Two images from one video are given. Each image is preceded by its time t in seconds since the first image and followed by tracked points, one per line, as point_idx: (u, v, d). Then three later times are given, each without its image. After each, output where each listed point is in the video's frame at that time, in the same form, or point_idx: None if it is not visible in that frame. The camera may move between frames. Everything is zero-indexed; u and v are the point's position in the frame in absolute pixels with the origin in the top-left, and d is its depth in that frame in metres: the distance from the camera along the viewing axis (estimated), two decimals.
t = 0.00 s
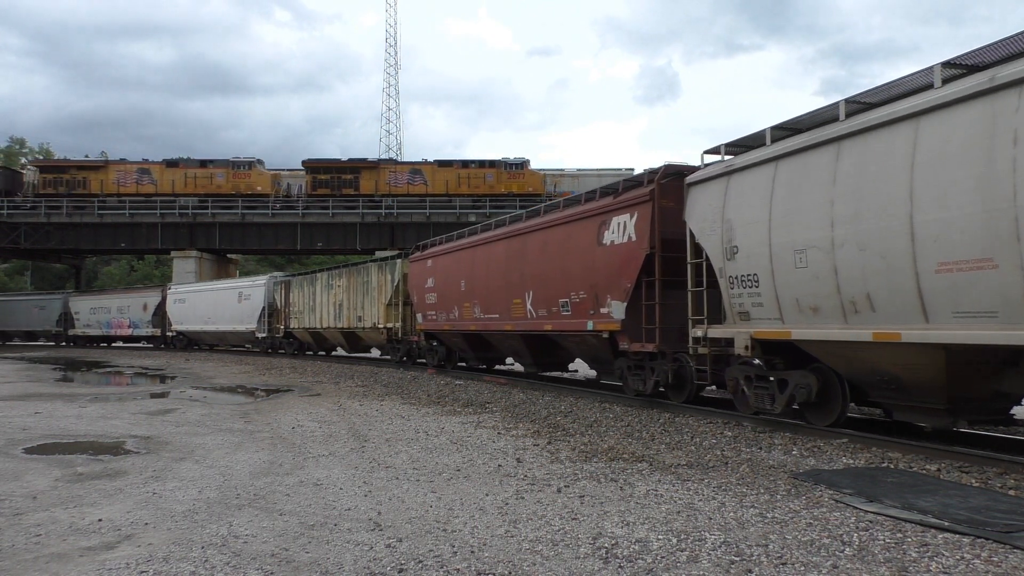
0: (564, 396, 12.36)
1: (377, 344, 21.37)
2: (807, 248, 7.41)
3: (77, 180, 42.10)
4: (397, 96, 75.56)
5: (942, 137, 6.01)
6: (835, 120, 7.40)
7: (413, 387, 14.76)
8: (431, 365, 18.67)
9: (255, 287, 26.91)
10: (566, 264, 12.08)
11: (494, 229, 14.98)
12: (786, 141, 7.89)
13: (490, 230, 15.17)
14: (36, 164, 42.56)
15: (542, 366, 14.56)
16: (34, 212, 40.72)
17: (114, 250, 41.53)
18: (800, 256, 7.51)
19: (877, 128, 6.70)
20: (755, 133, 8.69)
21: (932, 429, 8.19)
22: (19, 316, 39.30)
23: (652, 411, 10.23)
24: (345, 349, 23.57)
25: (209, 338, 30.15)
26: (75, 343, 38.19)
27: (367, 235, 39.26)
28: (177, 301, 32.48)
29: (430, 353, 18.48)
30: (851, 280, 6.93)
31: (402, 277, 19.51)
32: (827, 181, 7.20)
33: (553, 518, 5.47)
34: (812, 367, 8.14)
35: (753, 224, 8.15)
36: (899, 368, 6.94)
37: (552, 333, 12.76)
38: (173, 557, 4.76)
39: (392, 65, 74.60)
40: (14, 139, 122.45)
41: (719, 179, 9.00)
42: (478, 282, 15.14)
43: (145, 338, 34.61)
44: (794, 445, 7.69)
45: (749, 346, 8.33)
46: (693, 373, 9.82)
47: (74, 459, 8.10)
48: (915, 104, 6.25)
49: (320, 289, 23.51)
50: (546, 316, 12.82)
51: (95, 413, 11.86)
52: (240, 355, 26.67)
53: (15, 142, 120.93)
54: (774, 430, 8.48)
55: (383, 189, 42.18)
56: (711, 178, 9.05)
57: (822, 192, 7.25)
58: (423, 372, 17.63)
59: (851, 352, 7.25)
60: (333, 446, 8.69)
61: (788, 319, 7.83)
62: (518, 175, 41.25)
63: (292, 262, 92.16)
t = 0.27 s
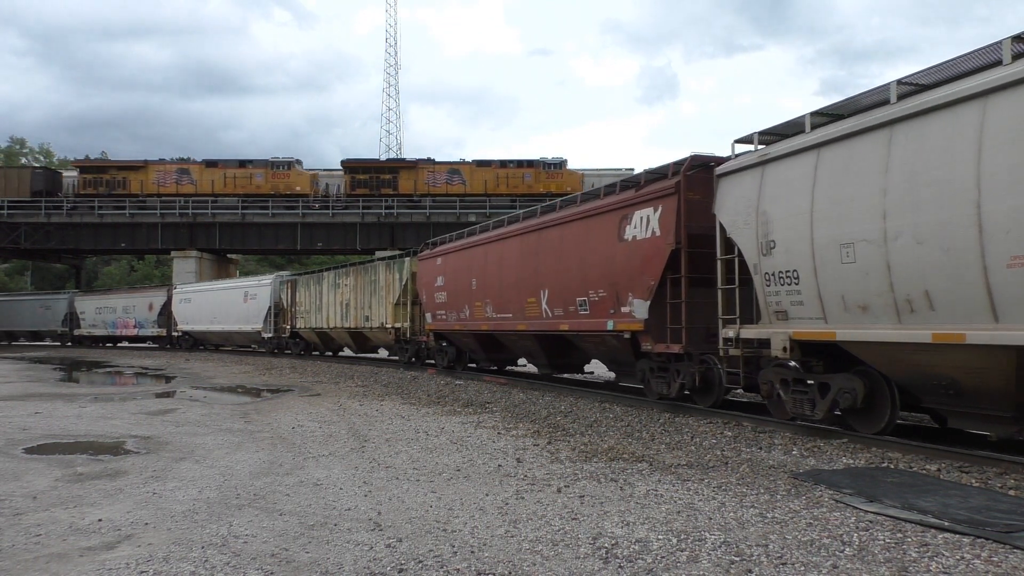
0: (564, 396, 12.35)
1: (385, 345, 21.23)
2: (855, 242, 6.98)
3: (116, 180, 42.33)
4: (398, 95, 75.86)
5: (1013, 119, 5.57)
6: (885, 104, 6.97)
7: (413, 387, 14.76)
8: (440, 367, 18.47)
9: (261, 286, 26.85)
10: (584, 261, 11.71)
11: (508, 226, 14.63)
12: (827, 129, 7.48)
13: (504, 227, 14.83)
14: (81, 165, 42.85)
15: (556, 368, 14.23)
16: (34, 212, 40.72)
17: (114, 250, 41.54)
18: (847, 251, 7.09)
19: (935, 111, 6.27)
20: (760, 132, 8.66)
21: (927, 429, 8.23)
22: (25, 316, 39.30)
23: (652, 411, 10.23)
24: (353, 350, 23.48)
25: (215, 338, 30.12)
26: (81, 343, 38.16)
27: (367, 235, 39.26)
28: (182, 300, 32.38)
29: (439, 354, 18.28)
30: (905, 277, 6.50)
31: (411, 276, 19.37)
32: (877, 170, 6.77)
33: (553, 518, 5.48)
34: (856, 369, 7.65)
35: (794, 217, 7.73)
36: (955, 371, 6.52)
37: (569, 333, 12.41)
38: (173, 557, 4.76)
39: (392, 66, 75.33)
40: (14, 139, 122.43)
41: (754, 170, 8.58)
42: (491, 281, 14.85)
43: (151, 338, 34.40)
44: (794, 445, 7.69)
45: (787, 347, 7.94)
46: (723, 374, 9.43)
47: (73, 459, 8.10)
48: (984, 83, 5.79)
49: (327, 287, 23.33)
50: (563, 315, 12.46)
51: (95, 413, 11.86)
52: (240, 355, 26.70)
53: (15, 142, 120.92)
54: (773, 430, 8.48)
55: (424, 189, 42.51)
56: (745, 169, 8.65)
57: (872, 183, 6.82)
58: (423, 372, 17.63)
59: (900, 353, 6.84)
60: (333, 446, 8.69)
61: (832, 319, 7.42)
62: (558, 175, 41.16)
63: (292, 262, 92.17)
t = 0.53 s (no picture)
0: (564, 396, 12.35)
1: (394, 345, 20.89)
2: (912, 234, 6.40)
3: (156, 180, 42.47)
4: (397, 95, 76.08)
5: None
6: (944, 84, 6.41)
7: (413, 387, 14.76)
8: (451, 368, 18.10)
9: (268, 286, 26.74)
10: (605, 258, 11.32)
11: (523, 223, 14.26)
12: (876, 112, 6.95)
13: (519, 223, 14.47)
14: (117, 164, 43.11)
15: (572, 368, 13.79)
16: (34, 212, 40.72)
17: (115, 250, 41.53)
18: (902, 244, 6.51)
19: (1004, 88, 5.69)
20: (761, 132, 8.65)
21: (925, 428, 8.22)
22: (31, 317, 39.27)
23: (652, 412, 10.24)
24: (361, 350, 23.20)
25: (221, 338, 30.03)
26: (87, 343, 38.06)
27: (367, 235, 39.25)
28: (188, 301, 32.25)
29: (449, 354, 17.94)
30: (971, 271, 5.91)
31: (419, 275, 19.02)
32: (937, 155, 6.20)
33: (554, 518, 5.47)
34: (907, 372, 7.10)
35: (840, 209, 7.18)
36: None
37: (587, 333, 12.05)
38: (173, 557, 4.76)
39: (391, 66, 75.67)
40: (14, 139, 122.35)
41: (794, 159, 8.03)
42: (505, 280, 14.51)
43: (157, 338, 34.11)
44: (794, 445, 7.69)
45: (830, 349, 7.38)
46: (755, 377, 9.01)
47: (73, 459, 8.10)
48: None
49: (334, 287, 23.05)
50: (581, 314, 12.09)
51: (95, 413, 11.85)
52: (240, 355, 26.73)
53: (14, 142, 120.96)
54: (773, 430, 8.49)
55: (460, 189, 42.16)
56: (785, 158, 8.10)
57: (929, 169, 6.25)
58: (423, 372, 17.65)
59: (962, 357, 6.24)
60: (333, 446, 8.69)
61: (884, 319, 6.84)
62: (598, 175, 40.95)
63: (291, 262, 92.17)
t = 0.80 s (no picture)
0: (564, 396, 12.35)
1: (403, 346, 20.46)
2: (979, 226, 5.86)
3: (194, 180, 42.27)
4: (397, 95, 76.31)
5: None
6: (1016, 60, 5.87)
7: (413, 387, 14.76)
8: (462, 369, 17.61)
9: (275, 285, 26.54)
10: (625, 254, 10.74)
11: (536, 218, 13.73)
12: (936, 92, 6.38)
13: (532, 219, 13.95)
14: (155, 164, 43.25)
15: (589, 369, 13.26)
16: (35, 212, 40.72)
17: (115, 250, 41.53)
18: (968, 236, 5.96)
19: None
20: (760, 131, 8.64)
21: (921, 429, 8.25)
22: (38, 317, 39.20)
23: (652, 412, 10.25)
24: (369, 351, 22.84)
25: (227, 338, 29.91)
26: (93, 343, 37.99)
27: (367, 235, 39.26)
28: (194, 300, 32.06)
29: (460, 355, 17.48)
30: None
31: (429, 273, 18.56)
32: (1008, 138, 5.66)
33: (554, 518, 5.48)
34: (967, 377, 6.55)
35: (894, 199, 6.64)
36: None
37: (607, 333, 11.47)
38: (173, 557, 4.76)
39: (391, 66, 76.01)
40: (14, 139, 122.27)
41: (840, 146, 7.48)
42: (517, 278, 13.99)
43: (162, 338, 33.88)
44: (794, 445, 7.69)
45: (882, 351, 6.77)
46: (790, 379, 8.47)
47: (73, 459, 8.10)
48: None
49: (341, 286, 22.73)
50: (600, 314, 11.50)
51: (95, 413, 11.85)
52: (240, 355, 26.77)
53: (14, 142, 120.99)
54: (773, 430, 8.49)
55: (499, 189, 41.98)
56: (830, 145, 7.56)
57: (1000, 154, 5.71)
58: (423, 372, 17.66)
59: None
60: (333, 446, 8.69)
61: (946, 317, 6.30)
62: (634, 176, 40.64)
63: (291, 262, 92.19)
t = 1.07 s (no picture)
0: (564, 396, 12.35)
1: (411, 346, 20.10)
2: None
3: (235, 179, 42.13)
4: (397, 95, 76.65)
5: None
6: None
7: (413, 387, 14.76)
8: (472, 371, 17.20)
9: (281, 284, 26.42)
10: (647, 251, 10.28)
11: (552, 215, 13.29)
12: (1004, 68, 5.78)
13: (547, 215, 13.52)
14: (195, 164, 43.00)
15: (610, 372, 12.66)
16: (35, 211, 40.74)
17: (114, 250, 41.51)
18: None
19: None
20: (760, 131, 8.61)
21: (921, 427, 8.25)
22: (43, 317, 39.09)
23: (652, 412, 10.25)
24: (377, 351, 22.54)
25: (233, 339, 29.81)
26: (99, 344, 37.88)
27: (367, 235, 39.27)
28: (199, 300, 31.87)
29: (470, 356, 17.09)
30: None
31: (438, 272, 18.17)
32: None
33: (553, 518, 5.48)
34: None
35: (956, 187, 6.08)
36: None
37: (627, 334, 10.97)
38: (173, 557, 4.76)
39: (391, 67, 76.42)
40: (14, 139, 122.19)
41: (891, 129, 6.90)
42: (532, 276, 13.56)
43: (168, 339, 33.63)
44: (794, 445, 7.69)
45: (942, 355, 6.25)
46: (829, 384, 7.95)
47: (73, 459, 8.10)
48: None
49: (348, 285, 22.50)
50: (619, 314, 11.02)
51: (96, 413, 11.85)
52: (240, 355, 26.80)
53: (14, 142, 121.02)
54: (774, 430, 8.49)
55: (539, 189, 41.56)
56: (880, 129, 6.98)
57: None
58: (423, 372, 17.67)
59: None
60: (333, 446, 8.69)
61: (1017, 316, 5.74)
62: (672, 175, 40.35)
63: (291, 262, 92.15)
